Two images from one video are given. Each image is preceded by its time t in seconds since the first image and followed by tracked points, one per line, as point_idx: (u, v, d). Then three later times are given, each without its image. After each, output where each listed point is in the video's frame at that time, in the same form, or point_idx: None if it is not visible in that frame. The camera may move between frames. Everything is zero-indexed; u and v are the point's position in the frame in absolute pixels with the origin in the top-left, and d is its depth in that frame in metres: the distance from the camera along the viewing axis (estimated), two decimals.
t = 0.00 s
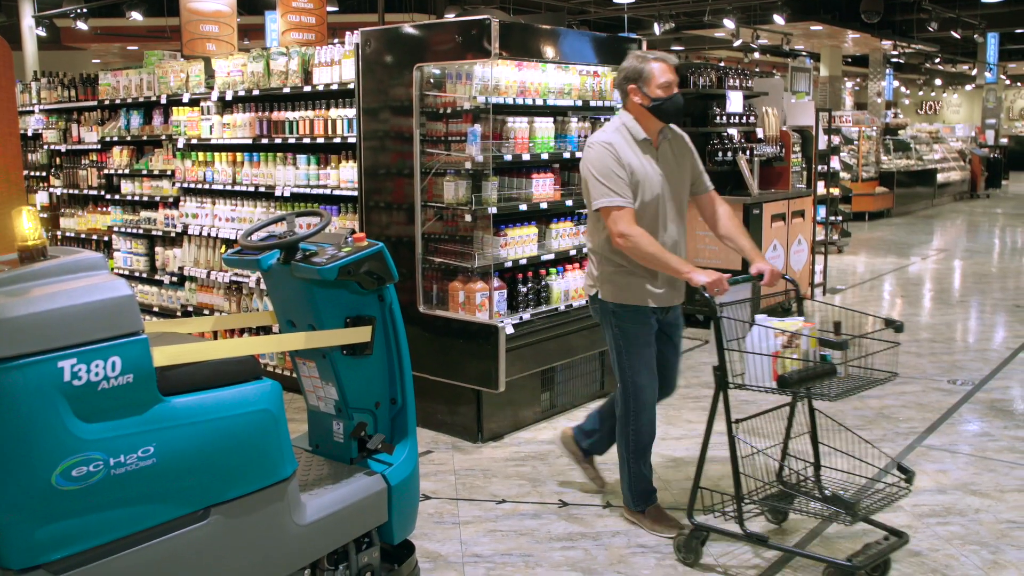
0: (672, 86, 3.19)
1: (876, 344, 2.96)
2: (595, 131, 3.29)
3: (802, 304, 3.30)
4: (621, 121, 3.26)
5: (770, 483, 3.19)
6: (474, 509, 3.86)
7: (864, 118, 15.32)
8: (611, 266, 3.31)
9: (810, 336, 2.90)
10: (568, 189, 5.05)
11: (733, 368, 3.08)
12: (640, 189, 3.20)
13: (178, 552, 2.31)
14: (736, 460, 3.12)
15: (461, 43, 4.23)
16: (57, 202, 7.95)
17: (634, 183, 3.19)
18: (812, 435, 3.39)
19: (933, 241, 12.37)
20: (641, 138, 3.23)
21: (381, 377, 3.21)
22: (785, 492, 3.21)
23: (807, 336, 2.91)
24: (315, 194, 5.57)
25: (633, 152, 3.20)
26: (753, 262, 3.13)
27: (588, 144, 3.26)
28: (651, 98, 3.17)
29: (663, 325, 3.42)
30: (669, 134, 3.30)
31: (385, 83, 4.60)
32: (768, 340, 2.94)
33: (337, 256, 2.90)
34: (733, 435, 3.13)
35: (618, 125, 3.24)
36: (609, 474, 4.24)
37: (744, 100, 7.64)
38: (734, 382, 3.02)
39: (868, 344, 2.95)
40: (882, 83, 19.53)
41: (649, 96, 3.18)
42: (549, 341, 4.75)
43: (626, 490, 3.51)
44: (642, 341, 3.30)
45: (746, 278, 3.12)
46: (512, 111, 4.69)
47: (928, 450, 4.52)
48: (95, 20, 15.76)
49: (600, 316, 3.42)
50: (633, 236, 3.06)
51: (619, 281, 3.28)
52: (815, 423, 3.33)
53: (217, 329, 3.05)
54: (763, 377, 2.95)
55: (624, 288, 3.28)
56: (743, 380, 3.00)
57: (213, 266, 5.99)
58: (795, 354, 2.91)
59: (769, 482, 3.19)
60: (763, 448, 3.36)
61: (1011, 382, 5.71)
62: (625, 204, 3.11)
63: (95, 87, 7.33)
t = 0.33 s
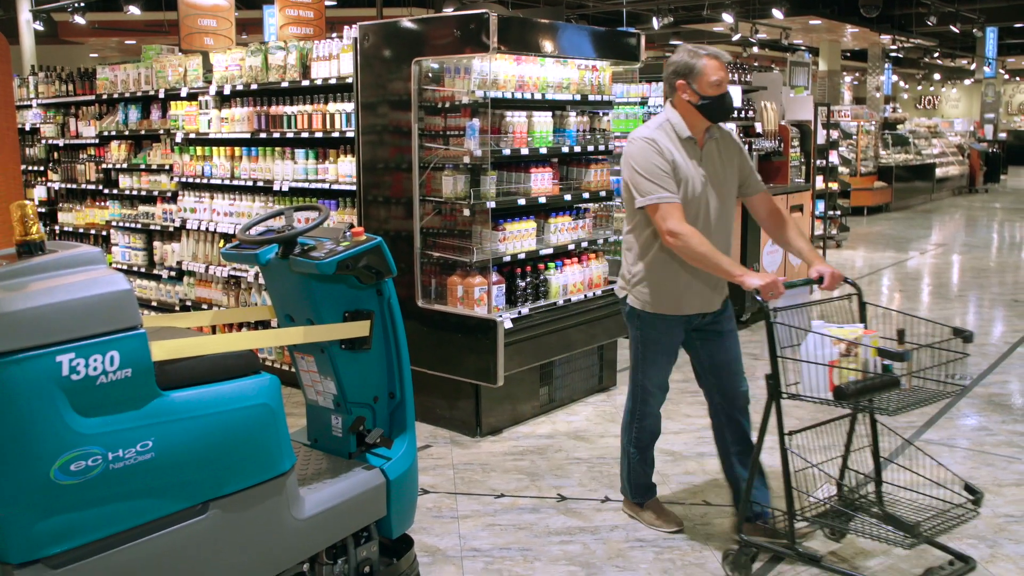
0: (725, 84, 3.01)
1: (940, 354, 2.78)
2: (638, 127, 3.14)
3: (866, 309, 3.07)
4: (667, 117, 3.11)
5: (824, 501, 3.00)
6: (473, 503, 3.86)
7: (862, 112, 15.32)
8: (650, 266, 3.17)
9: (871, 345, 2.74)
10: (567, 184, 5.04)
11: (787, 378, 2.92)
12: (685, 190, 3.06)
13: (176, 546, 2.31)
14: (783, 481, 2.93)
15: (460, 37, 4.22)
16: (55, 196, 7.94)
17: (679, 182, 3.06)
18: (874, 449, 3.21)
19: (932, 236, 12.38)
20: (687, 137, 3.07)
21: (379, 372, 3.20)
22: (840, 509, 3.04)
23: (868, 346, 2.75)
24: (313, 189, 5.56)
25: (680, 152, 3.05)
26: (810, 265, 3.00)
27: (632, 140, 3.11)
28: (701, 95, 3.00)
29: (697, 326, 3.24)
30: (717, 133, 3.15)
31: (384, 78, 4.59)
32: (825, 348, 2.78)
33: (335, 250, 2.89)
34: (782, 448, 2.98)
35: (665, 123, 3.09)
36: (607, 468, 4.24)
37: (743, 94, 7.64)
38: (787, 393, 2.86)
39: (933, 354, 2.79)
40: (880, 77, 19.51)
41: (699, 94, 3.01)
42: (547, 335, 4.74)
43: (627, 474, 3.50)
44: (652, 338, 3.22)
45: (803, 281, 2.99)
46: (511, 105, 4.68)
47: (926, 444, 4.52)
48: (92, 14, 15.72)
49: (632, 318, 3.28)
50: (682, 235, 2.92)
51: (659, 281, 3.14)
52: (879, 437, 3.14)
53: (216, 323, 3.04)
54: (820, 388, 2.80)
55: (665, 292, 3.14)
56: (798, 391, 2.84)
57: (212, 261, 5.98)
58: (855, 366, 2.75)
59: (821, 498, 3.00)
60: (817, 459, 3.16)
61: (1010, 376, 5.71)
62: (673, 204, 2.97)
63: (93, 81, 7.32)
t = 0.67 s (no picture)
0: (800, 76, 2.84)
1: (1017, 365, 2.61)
2: (703, 115, 2.98)
3: (934, 315, 2.90)
4: (733, 104, 2.95)
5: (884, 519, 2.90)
6: (472, 494, 3.87)
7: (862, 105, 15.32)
8: (715, 263, 3.00)
9: (939, 355, 2.58)
10: (566, 175, 5.05)
11: (846, 388, 2.76)
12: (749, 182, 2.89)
13: (175, 536, 2.31)
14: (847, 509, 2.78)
15: (459, 28, 4.21)
16: (53, 186, 7.95)
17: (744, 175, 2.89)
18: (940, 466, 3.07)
19: (931, 228, 12.39)
20: (754, 129, 2.90)
21: (379, 362, 3.20)
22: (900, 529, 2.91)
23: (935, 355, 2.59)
24: (312, 180, 5.56)
25: (746, 143, 2.89)
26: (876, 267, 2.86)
27: (697, 128, 2.96)
28: (773, 85, 2.83)
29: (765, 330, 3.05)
30: (786, 126, 2.98)
31: (383, 69, 4.58)
32: (888, 357, 2.62)
33: (334, 241, 2.88)
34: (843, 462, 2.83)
35: (732, 112, 2.93)
36: (605, 459, 4.24)
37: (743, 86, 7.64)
38: (847, 405, 2.71)
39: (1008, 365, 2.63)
40: (880, 69, 19.50)
41: (771, 83, 2.84)
42: (546, 327, 4.74)
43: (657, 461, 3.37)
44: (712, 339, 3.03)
45: (868, 284, 2.84)
46: (510, 96, 4.68)
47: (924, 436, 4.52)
48: (90, 5, 15.68)
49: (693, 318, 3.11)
50: (742, 226, 2.77)
51: (725, 279, 2.98)
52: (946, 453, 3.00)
53: (215, 313, 3.03)
54: (882, 399, 2.64)
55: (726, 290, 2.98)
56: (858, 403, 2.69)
57: (211, 252, 5.98)
58: (921, 376, 2.59)
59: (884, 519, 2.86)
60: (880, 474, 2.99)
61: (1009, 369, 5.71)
62: (734, 195, 2.82)
63: (91, 72, 7.34)
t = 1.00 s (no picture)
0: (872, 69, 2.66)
1: None
2: (764, 101, 2.81)
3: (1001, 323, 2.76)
4: (795, 90, 2.78)
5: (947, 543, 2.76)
6: (471, 487, 3.87)
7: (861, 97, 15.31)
8: (776, 257, 2.84)
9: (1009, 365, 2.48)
10: (565, 168, 5.05)
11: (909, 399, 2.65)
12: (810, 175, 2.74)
13: (175, 529, 2.32)
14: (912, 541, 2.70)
15: (459, 20, 4.20)
16: (52, 179, 7.95)
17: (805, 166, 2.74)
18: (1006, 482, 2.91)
19: (931, 221, 12.39)
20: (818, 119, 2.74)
21: (378, 356, 3.20)
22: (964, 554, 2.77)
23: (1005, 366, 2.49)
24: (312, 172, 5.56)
25: (810, 133, 2.73)
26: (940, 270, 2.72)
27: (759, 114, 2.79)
28: (842, 77, 2.66)
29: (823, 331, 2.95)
30: (851, 118, 2.81)
31: (382, 61, 4.58)
32: (956, 368, 2.51)
33: (333, 233, 2.87)
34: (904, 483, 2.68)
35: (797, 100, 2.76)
36: (605, 452, 4.24)
37: (743, 79, 7.63)
38: (911, 418, 2.60)
39: None
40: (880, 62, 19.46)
41: (840, 74, 2.66)
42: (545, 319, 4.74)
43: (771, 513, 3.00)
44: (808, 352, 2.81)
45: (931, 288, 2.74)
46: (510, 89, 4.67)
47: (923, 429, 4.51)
48: None
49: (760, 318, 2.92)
50: (803, 220, 2.62)
51: (790, 276, 2.81)
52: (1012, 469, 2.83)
53: (214, 306, 3.02)
54: (949, 412, 2.54)
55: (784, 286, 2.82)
56: (923, 415, 2.58)
57: (210, 245, 5.98)
58: (990, 387, 2.49)
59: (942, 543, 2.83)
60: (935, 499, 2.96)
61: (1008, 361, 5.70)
62: (795, 187, 2.67)
63: (89, 64, 7.33)
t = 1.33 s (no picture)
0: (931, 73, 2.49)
1: None
2: (812, 106, 2.66)
3: None
4: (845, 93, 2.62)
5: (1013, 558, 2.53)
6: (471, 482, 3.87)
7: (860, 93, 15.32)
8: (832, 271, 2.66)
9: None
10: (565, 163, 5.05)
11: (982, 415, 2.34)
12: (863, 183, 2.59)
13: (174, 524, 2.32)
14: None
15: (458, 16, 4.20)
16: (52, 174, 7.95)
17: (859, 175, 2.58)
18: None
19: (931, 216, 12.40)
20: (873, 124, 2.58)
21: (377, 351, 3.19)
22: None
23: None
24: (312, 168, 5.55)
25: (864, 140, 2.57)
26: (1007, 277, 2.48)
27: (808, 120, 2.63)
28: (899, 82, 2.50)
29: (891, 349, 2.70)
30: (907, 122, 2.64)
31: (381, 57, 4.57)
32: None
33: (332, 229, 2.85)
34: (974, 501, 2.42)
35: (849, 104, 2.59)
36: (605, 448, 4.24)
37: (743, 74, 7.62)
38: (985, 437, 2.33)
39: None
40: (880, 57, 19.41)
41: (897, 78, 2.50)
42: (545, 315, 4.73)
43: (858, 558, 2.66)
44: (874, 370, 2.57)
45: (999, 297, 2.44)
46: (509, 84, 4.66)
47: (922, 425, 4.51)
48: None
49: (820, 342, 2.69)
50: (859, 232, 2.47)
51: (850, 290, 2.61)
52: None
53: (213, 302, 3.02)
54: None
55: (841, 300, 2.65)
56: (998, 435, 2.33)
57: (210, 240, 5.98)
58: None
59: (1007, 561, 2.51)
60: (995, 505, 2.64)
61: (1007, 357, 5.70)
62: (848, 197, 2.51)
63: (88, 59, 7.33)
